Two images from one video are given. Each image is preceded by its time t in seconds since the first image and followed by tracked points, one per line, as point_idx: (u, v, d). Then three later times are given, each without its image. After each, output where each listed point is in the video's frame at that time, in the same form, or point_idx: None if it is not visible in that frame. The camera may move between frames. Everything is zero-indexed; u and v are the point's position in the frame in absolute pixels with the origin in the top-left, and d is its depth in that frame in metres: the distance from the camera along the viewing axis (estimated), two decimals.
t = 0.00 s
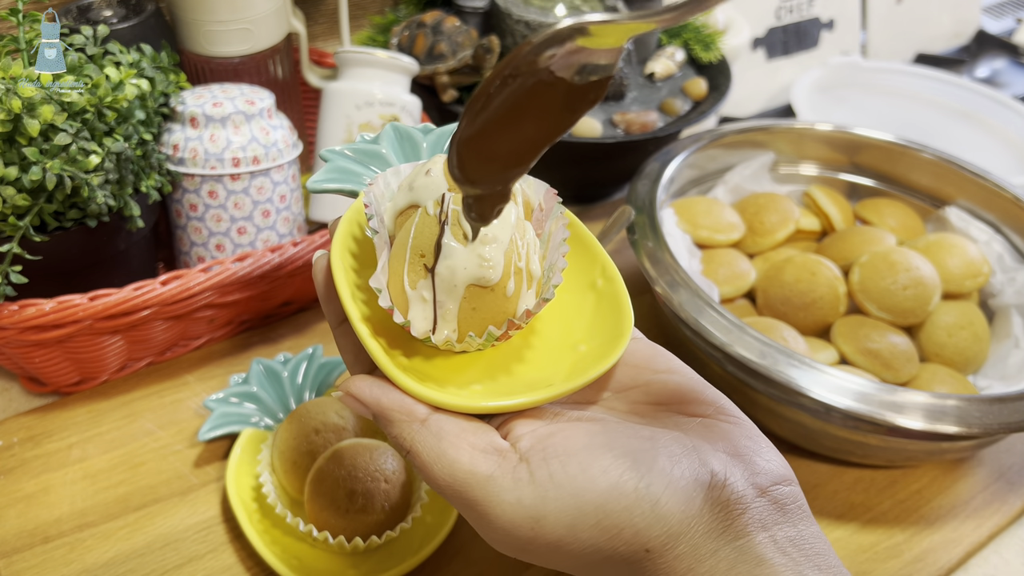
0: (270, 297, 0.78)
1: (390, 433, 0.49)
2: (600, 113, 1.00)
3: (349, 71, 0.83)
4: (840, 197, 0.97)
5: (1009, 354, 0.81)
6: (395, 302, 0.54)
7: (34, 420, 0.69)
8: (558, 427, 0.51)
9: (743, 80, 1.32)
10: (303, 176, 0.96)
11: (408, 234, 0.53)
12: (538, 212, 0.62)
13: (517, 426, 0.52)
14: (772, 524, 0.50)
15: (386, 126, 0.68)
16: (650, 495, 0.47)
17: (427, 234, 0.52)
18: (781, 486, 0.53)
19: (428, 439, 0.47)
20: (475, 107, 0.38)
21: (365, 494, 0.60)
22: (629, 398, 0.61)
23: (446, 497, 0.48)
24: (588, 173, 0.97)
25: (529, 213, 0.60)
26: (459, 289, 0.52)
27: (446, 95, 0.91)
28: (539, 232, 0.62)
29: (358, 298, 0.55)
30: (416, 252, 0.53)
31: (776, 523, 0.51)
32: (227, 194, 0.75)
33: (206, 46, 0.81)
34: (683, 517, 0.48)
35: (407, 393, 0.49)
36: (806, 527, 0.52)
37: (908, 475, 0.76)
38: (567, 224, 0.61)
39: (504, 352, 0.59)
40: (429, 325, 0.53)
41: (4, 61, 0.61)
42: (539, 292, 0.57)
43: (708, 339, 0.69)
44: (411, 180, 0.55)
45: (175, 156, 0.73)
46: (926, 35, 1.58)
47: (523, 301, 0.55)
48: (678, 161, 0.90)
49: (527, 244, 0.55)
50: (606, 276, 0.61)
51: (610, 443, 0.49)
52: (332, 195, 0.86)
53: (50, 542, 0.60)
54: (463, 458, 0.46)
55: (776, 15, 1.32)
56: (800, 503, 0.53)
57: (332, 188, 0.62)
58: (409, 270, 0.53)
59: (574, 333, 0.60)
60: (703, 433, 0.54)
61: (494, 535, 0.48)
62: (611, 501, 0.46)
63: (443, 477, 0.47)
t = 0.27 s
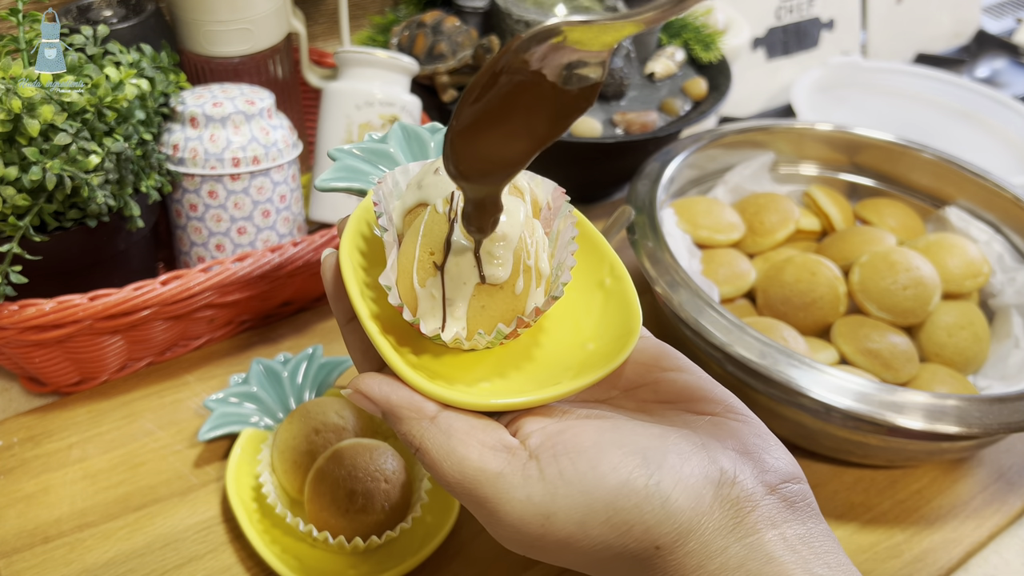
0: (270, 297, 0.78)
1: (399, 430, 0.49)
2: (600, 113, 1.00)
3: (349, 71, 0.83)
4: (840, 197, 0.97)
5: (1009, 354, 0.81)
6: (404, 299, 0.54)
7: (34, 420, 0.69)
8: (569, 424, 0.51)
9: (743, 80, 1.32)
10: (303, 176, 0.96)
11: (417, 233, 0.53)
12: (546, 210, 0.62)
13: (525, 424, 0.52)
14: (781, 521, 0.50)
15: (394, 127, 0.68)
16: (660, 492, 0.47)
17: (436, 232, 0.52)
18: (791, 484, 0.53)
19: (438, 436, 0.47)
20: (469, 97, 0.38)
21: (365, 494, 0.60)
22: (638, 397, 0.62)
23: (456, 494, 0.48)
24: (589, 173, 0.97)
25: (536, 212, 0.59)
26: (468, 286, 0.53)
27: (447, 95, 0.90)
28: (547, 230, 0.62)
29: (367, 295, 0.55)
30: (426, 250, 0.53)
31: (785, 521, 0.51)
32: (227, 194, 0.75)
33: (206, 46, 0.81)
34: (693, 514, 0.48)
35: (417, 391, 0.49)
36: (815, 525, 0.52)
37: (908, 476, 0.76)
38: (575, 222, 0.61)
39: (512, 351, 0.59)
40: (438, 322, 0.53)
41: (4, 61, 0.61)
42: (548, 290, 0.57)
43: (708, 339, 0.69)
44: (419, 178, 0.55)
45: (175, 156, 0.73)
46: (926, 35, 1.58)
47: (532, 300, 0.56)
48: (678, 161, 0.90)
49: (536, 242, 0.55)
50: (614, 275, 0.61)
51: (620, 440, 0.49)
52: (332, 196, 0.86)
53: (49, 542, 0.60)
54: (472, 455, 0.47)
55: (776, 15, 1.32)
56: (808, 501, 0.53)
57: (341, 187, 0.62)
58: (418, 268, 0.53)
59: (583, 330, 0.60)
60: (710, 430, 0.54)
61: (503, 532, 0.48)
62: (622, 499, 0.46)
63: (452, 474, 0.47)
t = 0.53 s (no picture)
0: (270, 298, 0.78)
1: (402, 428, 0.49)
2: (600, 113, 1.00)
3: (349, 71, 0.83)
4: (840, 198, 0.97)
5: (1009, 354, 0.81)
6: (405, 297, 0.53)
7: (34, 420, 0.69)
8: (572, 422, 0.51)
9: (743, 80, 1.32)
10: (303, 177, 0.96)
11: (419, 229, 0.53)
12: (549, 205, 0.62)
13: (529, 421, 0.52)
14: (785, 517, 0.50)
15: (395, 119, 0.68)
16: (663, 489, 0.47)
17: (438, 227, 0.53)
18: (795, 481, 0.53)
19: (440, 434, 0.47)
20: None
21: (365, 494, 0.60)
22: (640, 393, 0.61)
23: (460, 492, 0.48)
24: (589, 173, 0.97)
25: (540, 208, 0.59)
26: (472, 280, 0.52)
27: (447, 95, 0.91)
28: (550, 226, 0.62)
29: (369, 292, 0.56)
30: (428, 246, 0.53)
31: (790, 517, 0.50)
32: (227, 194, 0.75)
33: (206, 46, 0.81)
34: (697, 511, 0.48)
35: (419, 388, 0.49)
36: (819, 522, 0.51)
37: (908, 475, 0.76)
38: (577, 217, 0.61)
39: (514, 348, 0.59)
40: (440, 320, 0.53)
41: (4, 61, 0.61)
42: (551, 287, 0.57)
43: (708, 339, 0.69)
44: (421, 173, 0.55)
45: (175, 156, 0.73)
46: (926, 35, 1.58)
47: (535, 296, 0.55)
48: (678, 161, 0.90)
49: (538, 237, 0.55)
50: (616, 270, 0.61)
51: (623, 437, 0.49)
52: (332, 196, 0.86)
53: (49, 542, 0.60)
54: (475, 453, 0.46)
55: (776, 15, 1.32)
56: (813, 498, 0.53)
57: (342, 182, 0.62)
58: (420, 265, 0.53)
59: (585, 328, 0.60)
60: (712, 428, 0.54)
61: (506, 530, 0.48)
62: (625, 496, 0.46)
63: (455, 472, 0.47)
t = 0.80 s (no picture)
0: (270, 298, 0.78)
1: (396, 432, 0.49)
2: (600, 113, 1.00)
3: (349, 71, 0.83)
4: (840, 198, 0.97)
5: (1009, 354, 0.81)
6: (399, 301, 0.53)
7: (34, 420, 0.69)
8: (568, 424, 0.52)
9: (743, 80, 1.32)
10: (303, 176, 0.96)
11: (412, 232, 0.53)
12: (543, 207, 0.62)
13: (524, 425, 0.52)
14: (781, 521, 0.50)
15: (391, 121, 0.68)
16: (658, 493, 0.47)
17: (431, 231, 0.53)
18: (792, 484, 0.53)
19: (435, 438, 0.47)
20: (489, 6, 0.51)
21: (365, 494, 0.60)
22: (637, 395, 0.61)
23: (454, 497, 0.48)
24: (589, 173, 0.97)
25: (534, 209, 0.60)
26: (465, 281, 0.52)
27: (446, 95, 0.92)
28: (545, 227, 0.63)
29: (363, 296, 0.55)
30: (421, 250, 0.53)
31: (786, 521, 0.50)
32: (227, 194, 0.75)
33: (206, 46, 0.81)
34: (692, 515, 0.48)
35: (413, 393, 0.49)
36: (816, 525, 0.51)
37: (908, 475, 0.76)
38: (573, 218, 0.61)
39: (509, 350, 0.59)
40: (434, 323, 0.53)
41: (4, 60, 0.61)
42: (545, 289, 0.57)
43: (708, 339, 0.69)
44: (415, 177, 0.56)
45: (175, 156, 0.73)
46: (926, 35, 1.58)
47: (529, 299, 0.55)
48: (678, 161, 0.90)
49: (532, 240, 0.56)
50: (612, 271, 0.61)
51: (618, 440, 0.49)
52: (332, 196, 0.86)
53: (49, 542, 0.60)
54: (470, 458, 0.46)
55: (776, 15, 1.32)
56: (810, 501, 0.53)
57: (337, 185, 0.62)
58: (414, 269, 0.53)
59: (580, 331, 0.60)
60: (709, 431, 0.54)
61: (501, 534, 0.48)
62: (620, 500, 0.46)
63: (449, 477, 0.46)
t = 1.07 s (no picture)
0: (270, 298, 0.78)
1: (384, 438, 0.49)
2: (600, 113, 1.00)
3: (349, 71, 0.83)
4: (840, 198, 0.97)
5: (1009, 354, 0.81)
6: (386, 306, 0.54)
7: (34, 420, 0.69)
8: (554, 429, 0.51)
9: (743, 80, 1.32)
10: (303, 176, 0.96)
11: (397, 237, 0.54)
12: (533, 206, 0.63)
13: (512, 429, 0.52)
14: (773, 524, 0.50)
15: (377, 120, 0.68)
16: (647, 498, 0.47)
17: (416, 235, 0.53)
18: (784, 485, 0.53)
19: (422, 445, 0.47)
20: None
21: (365, 494, 0.60)
22: (628, 396, 0.61)
23: (443, 504, 0.48)
24: (589, 172, 0.97)
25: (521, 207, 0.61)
26: (448, 287, 0.52)
27: (446, 95, 0.92)
28: (534, 226, 0.63)
29: (348, 301, 0.55)
30: (406, 254, 0.53)
31: (778, 523, 0.50)
32: (227, 194, 0.75)
33: (206, 46, 0.81)
34: (682, 521, 0.48)
35: (399, 399, 0.49)
36: (809, 526, 0.51)
37: (908, 475, 0.76)
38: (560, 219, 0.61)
39: (498, 353, 0.59)
40: (419, 329, 0.53)
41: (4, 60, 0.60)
42: (532, 291, 0.57)
43: (708, 339, 0.69)
44: (401, 178, 0.57)
45: (175, 156, 0.73)
46: (926, 34, 1.58)
47: (517, 302, 0.55)
48: (678, 160, 0.89)
49: (519, 243, 0.55)
50: (602, 272, 0.62)
51: (606, 445, 0.49)
52: (332, 196, 0.86)
53: (50, 542, 0.60)
54: (458, 465, 0.46)
55: (776, 15, 1.32)
56: (803, 502, 0.53)
57: (323, 187, 0.61)
58: (399, 274, 0.53)
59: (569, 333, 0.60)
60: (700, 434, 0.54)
61: (491, 540, 0.48)
62: (608, 506, 0.46)
63: (438, 483, 0.47)
